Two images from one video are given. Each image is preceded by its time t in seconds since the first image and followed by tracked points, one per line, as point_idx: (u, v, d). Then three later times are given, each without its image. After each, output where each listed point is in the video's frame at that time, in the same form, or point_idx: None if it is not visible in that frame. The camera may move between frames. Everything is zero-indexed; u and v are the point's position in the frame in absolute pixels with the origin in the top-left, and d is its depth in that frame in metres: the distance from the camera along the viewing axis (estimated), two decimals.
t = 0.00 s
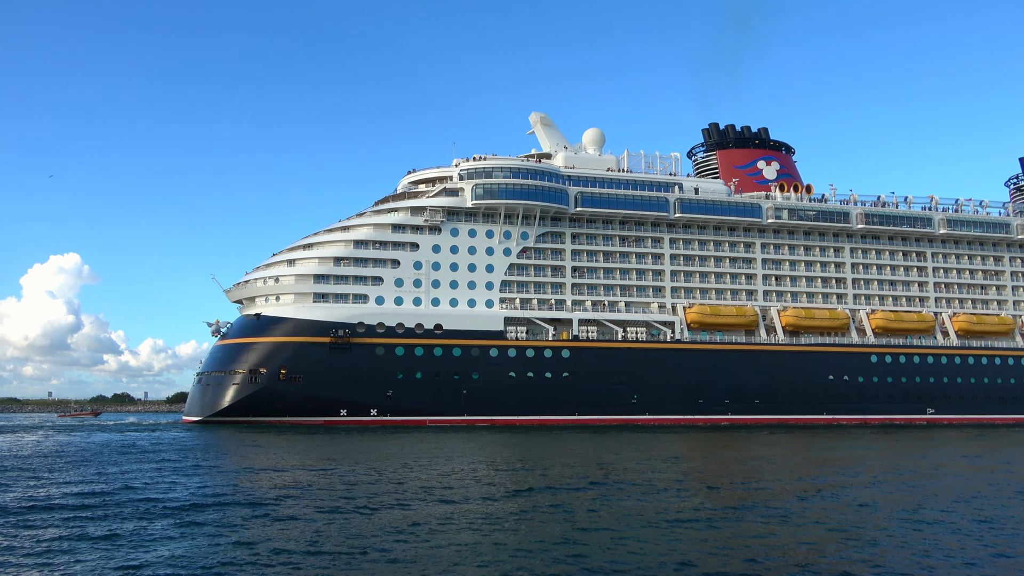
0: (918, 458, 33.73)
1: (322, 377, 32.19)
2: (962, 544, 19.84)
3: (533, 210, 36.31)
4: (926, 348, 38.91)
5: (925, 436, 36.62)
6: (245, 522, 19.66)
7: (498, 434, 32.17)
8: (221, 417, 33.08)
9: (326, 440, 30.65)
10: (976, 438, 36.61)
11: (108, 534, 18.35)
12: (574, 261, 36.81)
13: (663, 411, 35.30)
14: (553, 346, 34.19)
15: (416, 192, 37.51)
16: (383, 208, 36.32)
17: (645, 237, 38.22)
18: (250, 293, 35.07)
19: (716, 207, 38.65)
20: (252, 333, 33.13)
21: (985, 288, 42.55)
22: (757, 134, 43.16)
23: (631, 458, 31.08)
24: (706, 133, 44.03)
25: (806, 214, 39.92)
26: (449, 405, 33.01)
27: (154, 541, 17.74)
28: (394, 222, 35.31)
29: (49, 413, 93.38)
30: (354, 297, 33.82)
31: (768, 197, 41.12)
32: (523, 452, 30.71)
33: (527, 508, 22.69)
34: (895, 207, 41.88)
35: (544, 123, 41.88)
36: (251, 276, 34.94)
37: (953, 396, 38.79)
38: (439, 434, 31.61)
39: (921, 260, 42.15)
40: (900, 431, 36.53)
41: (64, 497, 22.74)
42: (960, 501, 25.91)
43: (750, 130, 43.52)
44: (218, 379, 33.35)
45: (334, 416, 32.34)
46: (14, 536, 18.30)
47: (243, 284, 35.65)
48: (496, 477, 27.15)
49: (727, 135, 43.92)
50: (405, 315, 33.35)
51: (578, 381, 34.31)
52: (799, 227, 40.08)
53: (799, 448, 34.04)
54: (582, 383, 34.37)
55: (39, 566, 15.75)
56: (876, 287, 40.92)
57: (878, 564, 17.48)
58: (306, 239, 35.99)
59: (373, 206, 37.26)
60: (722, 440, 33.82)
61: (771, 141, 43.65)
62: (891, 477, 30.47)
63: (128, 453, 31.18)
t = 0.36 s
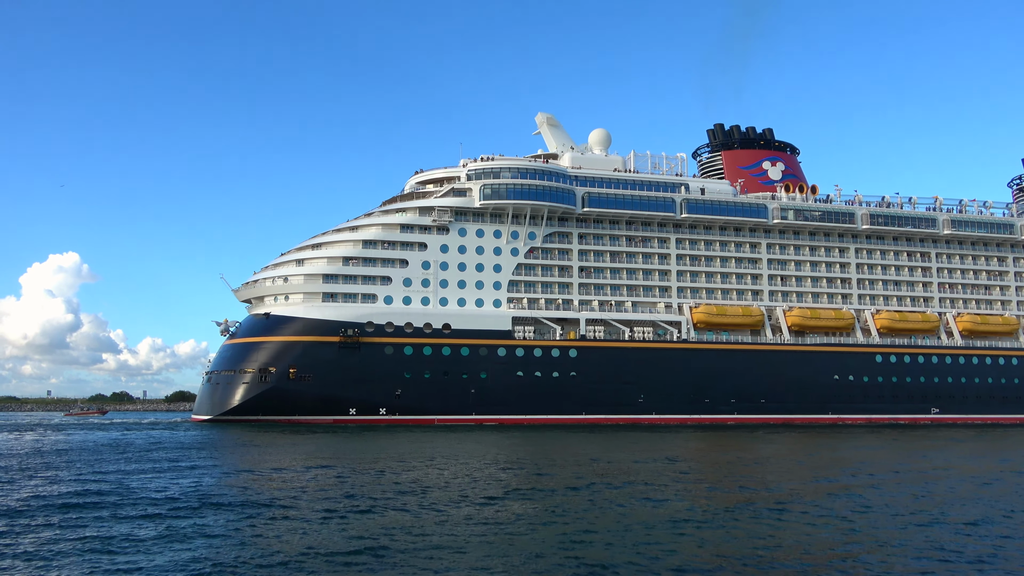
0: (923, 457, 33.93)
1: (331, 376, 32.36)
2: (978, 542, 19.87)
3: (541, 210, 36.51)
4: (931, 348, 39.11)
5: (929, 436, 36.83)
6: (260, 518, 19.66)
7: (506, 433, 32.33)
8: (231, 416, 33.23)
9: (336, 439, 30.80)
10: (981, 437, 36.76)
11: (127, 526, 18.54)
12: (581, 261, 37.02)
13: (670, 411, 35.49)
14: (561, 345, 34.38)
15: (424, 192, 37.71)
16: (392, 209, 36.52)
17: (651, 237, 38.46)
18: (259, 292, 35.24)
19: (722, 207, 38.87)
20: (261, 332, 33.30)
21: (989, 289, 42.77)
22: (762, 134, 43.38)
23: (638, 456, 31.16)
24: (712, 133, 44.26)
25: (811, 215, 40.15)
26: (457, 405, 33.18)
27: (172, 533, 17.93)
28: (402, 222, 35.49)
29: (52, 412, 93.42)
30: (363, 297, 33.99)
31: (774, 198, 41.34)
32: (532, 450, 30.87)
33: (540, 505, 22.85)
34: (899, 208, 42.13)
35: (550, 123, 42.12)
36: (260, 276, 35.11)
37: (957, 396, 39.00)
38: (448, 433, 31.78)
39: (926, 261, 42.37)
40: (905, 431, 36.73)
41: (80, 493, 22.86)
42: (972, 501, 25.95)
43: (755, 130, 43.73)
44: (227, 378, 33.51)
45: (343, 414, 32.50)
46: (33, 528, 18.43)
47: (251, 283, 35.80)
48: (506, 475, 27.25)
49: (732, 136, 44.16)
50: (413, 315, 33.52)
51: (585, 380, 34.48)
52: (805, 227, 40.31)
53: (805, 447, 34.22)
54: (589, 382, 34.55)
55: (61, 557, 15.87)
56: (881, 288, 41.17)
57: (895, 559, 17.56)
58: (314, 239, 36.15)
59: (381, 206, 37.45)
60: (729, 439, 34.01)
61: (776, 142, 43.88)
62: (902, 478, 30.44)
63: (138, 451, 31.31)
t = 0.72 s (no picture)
0: (924, 457, 34.16)
1: (335, 376, 32.35)
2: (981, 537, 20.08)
3: (544, 210, 36.59)
4: (930, 348, 39.32)
5: (929, 435, 37.02)
6: (270, 516, 19.70)
7: (510, 433, 32.38)
8: (234, 416, 33.20)
9: (340, 438, 30.79)
10: (981, 437, 36.99)
11: (135, 527, 18.50)
12: (584, 261, 37.12)
13: (672, 411, 35.60)
14: (564, 345, 34.45)
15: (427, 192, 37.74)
16: (395, 208, 36.53)
17: (654, 237, 38.62)
18: (261, 292, 35.19)
19: (724, 208, 39.02)
20: (264, 332, 33.27)
21: (988, 289, 42.99)
22: (763, 135, 43.54)
23: (641, 454, 31.34)
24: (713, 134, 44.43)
25: (812, 215, 40.34)
26: (461, 404, 33.22)
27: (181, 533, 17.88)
28: (406, 222, 35.51)
29: (46, 411, 93.20)
30: (366, 297, 33.99)
31: (775, 198, 41.51)
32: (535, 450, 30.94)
33: (547, 503, 22.92)
34: (899, 209, 42.38)
35: (553, 123, 42.24)
36: (263, 276, 35.07)
37: (957, 396, 39.22)
38: (451, 433, 31.81)
39: (926, 261, 42.60)
40: (905, 431, 36.92)
41: (85, 493, 22.84)
42: (974, 499, 26.14)
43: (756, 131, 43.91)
44: (230, 378, 33.47)
45: (347, 414, 32.50)
46: (43, 528, 18.42)
47: (254, 282, 35.75)
48: (511, 473, 27.36)
49: (734, 136, 44.35)
50: (417, 315, 33.53)
51: (588, 380, 34.57)
52: (806, 228, 40.51)
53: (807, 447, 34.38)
54: (592, 382, 34.64)
55: (73, 558, 15.85)
56: (881, 288, 41.41)
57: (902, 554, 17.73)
58: (317, 238, 36.13)
59: (384, 205, 37.46)
60: (731, 439, 34.13)
61: (777, 143, 44.14)
62: (903, 476, 30.70)
63: (141, 451, 31.26)
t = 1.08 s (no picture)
0: (920, 454, 34.47)
1: (336, 376, 32.29)
2: (985, 532, 20.23)
3: (544, 210, 36.66)
4: (926, 348, 39.69)
5: (925, 434, 37.34)
6: (277, 513, 19.64)
7: (511, 432, 32.43)
8: (233, 416, 33.06)
9: (341, 438, 30.73)
10: (975, 436, 37.35)
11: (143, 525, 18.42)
12: (584, 261, 37.25)
13: (672, 410, 35.75)
14: (564, 345, 34.54)
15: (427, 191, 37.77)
16: (395, 208, 36.49)
17: (653, 238, 38.81)
18: (261, 291, 35.07)
19: (722, 209, 39.25)
20: (265, 331, 33.16)
21: (981, 290, 43.41)
22: (760, 136, 43.81)
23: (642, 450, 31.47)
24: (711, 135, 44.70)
25: (809, 216, 40.66)
26: (462, 404, 33.24)
27: (189, 531, 17.86)
28: (406, 221, 35.49)
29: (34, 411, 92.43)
30: (367, 296, 33.93)
31: (772, 199, 41.79)
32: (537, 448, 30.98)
33: (548, 494, 23.00)
34: (895, 210, 42.78)
35: (551, 124, 42.39)
36: (263, 275, 34.95)
37: (951, 396, 39.59)
38: (452, 432, 31.82)
39: (921, 262, 43.00)
40: (901, 430, 37.23)
41: (88, 492, 22.70)
42: (973, 495, 26.36)
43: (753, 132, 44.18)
44: (230, 378, 33.33)
45: (348, 414, 32.44)
46: (48, 526, 18.30)
47: (253, 282, 35.63)
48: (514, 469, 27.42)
49: (731, 137, 44.60)
50: (418, 314, 33.53)
51: (588, 379, 34.67)
52: (803, 228, 40.81)
53: (804, 445, 34.62)
54: (592, 382, 34.74)
55: (82, 554, 15.76)
56: (877, 289, 41.80)
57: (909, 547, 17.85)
58: (317, 238, 36.06)
59: (384, 205, 37.43)
60: (730, 437, 34.29)
61: (774, 144, 44.43)
62: (901, 472, 30.94)
63: (140, 451, 31.08)
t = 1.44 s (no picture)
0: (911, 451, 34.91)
1: (334, 375, 32.27)
2: (986, 511, 20.46)
3: (542, 211, 36.83)
4: (917, 348, 40.21)
5: (916, 433, 37.81)
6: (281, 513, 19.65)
7: (509, 432, 32.52)
8: (231, 416, 32.96)
9: (340, 437, 30.71)
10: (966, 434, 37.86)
11: (147, 527, 18.29)
12: (581, 261, 37.47)
13: (668, 410, 36.00)
14: (562, 344, 34.71)
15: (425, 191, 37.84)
16: (393, 207, 36.53)
17: (649, 238, 39.08)
18: (258, 290, 34.99)
19: (717, 209, 39.59)
20: (262, 331, 33.09)
21: (971, 291, 44.01)
22: (754, 137, 44.19)
23: (640, 448, 31.70)
24: (706, 136, 45.06)
25: (803, 217, 41.09)
26: (460, 403, 33.31)
27: (194, 532, 17.77)
28: (404, 221, 35.56)
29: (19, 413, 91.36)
30: (365, 296, 33.94)
31: (767, 200, 42.19)
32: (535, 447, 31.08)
33: (550, 491, 23.06)
34: (887, 211, 43.33)
35: (548, 124, 42.60)
36: (260, 274, 34.88)
37: (942, 395, 40.11)
38: (451, 432, 31.88)
39: (912, 262, 43.55)
40: (894, 428, 37.67)
41: (88, 493, 22.58)
42: (964, 477, 26.74)
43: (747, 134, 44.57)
44: (227, 377, 33.22)
45: (346, 414, 32.43)
46: (51, 528, 18.19)
47: (250, 281, 35.55)
48: (514, 467, 27.54)
49: (726, 138, 44.97)
50: (416, 314, 33.58)
51: (586, 379, 34.85)
52: (797, 229, 41.25)
53: (799, 444, 34.95)
54: (589, 382, 34.91)
55: (88, 556, 15.69)
56: (869, 289, 42.32)
57: (910, 531, 18.12)
58: (314, 237, 36.04)
59: (382, 205, 37.46)
60: (726, 436, 34.59)
61: (768, 146, 44.84)
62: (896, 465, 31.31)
63: (137, 451, 30.94)
